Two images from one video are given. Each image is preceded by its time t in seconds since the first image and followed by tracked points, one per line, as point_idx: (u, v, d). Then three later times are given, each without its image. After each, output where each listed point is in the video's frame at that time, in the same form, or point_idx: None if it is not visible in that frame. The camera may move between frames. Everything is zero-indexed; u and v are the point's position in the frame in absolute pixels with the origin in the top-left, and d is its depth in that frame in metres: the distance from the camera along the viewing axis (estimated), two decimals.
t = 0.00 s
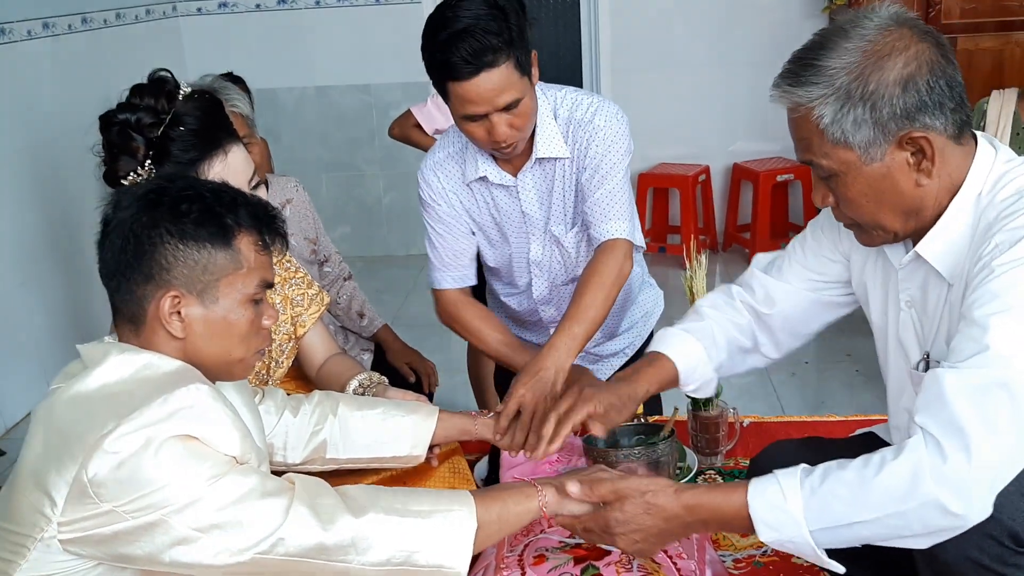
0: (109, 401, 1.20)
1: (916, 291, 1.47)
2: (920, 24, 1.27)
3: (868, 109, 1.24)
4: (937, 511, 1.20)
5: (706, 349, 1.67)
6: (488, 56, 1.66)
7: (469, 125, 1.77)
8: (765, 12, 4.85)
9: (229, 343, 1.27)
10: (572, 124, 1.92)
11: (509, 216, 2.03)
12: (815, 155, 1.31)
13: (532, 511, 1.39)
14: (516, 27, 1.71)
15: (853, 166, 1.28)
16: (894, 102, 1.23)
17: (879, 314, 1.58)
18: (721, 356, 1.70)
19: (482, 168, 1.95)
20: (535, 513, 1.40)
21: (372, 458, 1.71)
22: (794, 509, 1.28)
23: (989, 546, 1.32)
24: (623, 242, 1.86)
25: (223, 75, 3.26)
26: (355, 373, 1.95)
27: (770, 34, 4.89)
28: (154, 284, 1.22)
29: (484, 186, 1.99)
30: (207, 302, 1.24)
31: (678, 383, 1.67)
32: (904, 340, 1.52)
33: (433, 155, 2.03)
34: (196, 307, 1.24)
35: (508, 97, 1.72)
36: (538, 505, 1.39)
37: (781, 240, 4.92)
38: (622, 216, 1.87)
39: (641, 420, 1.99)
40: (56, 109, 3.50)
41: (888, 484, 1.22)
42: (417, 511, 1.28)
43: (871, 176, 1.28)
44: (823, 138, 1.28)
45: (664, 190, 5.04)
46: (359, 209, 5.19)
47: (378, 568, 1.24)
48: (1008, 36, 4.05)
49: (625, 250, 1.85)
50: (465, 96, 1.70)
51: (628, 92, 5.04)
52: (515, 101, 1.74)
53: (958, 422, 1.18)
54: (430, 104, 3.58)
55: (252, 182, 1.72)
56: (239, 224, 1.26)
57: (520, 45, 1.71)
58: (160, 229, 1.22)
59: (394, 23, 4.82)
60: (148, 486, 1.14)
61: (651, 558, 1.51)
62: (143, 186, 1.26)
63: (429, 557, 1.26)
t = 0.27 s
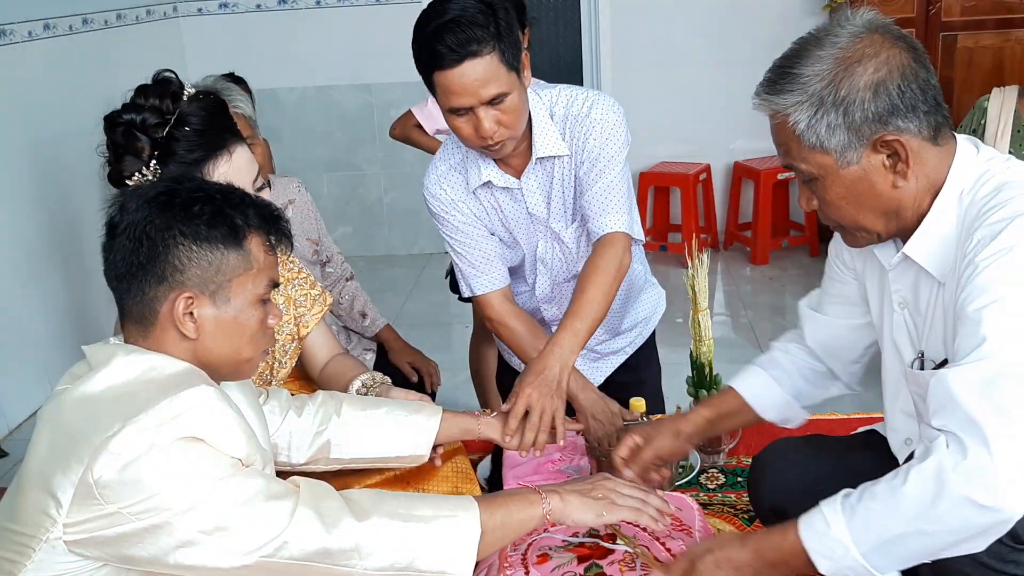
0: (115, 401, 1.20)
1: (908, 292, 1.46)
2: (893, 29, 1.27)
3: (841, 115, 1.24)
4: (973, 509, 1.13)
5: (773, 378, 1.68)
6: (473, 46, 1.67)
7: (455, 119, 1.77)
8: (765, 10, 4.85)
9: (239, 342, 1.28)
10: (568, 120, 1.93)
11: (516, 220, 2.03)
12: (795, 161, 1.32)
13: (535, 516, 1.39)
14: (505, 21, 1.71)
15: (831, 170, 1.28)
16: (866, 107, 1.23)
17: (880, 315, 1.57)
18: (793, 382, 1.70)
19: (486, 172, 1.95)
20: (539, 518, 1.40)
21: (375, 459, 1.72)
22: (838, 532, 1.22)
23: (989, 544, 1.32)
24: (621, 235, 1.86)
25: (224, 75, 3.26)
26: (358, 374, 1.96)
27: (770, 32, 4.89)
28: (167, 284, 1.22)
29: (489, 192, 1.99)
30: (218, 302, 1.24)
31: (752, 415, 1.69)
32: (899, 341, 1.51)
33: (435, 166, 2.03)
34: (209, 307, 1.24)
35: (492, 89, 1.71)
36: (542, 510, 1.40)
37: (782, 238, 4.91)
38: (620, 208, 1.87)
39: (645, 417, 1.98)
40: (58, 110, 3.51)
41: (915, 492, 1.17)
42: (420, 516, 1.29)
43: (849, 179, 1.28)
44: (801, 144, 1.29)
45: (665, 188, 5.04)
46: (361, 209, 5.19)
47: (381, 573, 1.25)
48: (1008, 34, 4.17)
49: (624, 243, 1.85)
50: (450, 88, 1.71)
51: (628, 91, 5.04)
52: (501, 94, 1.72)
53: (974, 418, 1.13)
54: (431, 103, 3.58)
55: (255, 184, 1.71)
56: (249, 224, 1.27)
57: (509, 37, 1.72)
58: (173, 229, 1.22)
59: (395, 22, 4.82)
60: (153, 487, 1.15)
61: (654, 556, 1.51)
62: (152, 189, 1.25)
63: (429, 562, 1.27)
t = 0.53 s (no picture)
0: (118, 402, 1.21)
1: (900, 287, 1.47)
2: (870, 32, 1.30)
3: (820, 114, 1.27)
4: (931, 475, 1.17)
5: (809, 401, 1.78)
6: (470, 35, 1.68)
7: (450, 109, 1.77)
8: (765, 8, 4.86)
9: (243, 342, 1.29)
10: (571, 122, 1.93)
11: (512, 219, 2.04)
12: (779, 162, 1.34)
13: (538, 516, 1.39)
14: (508, 17, 1.73)
15: (815, 169, 1.31)
16: (843, 105, 1.26)
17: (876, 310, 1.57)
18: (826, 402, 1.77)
19: (483, 167, 1.96)
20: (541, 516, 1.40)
21: (378, 458, 1.72)
22: (827, 505, 1.26)
23: (989, 535, 1.32)
24: (623, 240, 1.86)
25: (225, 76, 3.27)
26: (360, 373, 1.96)
27: (770, 31, 4.90)
28: (170, 289, 1.23)
29: (484, 187, 2.00)
30: (223, 303, 1.25)
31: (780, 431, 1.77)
32: (893, 335, 1.51)
33: (433, 157, 2.03)
34: (212, 308, 1.25)
35: (487, 81, 1.71)
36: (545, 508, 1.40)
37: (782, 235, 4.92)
38: (622, 213, 1.88)
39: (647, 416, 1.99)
40: (59, 111, 3.51)
41: (884, 464, 1.22)
42: (422, 515, 1.30)
43: (832, 178, 1.31)
44: (784, 146, 1.31)
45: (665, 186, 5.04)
46: (362, 209, 5.20)
47: (383, 572, 1.26)
48: (1008, 31, 4.16)
49: (625, 247, 1.86)
50: (446, 75, 1.71)
51: (629, 90, 5.04)
52: (495, 87, 1.73)
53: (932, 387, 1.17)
54: (431, 103, 3.59)
55: (257, 184, 1.71)
56: (250, 224, 1.27)
57: (510, 32, 1.73)
58: (175, 233, 1.23)
59: (395, 22, 4.83)
60: (156, 487, 1.16)
61: (655, 553, 1.52)
62: (152, 193, 1.25)
63: (430, 561, 1.27)
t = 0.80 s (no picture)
0: (116, 402, 1.21)
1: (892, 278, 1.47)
2: (860, 28, 1.34)
3: (809, 107, 1.31)
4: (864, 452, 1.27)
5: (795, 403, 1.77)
6: (475, 21, 1.68)
7: (451, 96, 1.77)
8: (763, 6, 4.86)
9: (240, 343, 1.29)
10: (570, 118, 1.94)
11: (505, 211, 2.04)
12: (770, 154, 1.38)
13: (537, 514, 1.39)
14: (513, 9, 1.74)
15: (804, 160, 1.35)
16: (832, 98, 1.30)
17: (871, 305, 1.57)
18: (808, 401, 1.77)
19: (478, 156, 1.97)
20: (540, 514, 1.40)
21: (376, 456, 1.72)
22: (771, 470, 1.36)
23: (985, 528, 1.33)
24: (619, 241, 1.84)
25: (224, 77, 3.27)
26: (359, 372, 1.96)
27: (769, 28, 4.90)
28: (169, 289, 1.23)
29: (478, 176, 2.02)
30: (222, 305, 1.25)
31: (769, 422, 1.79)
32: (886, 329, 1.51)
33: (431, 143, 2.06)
34: (211, 309, 1.25)
35: (490, 68, 1.72)
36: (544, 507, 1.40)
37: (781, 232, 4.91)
38: (620, 211, 1.87)
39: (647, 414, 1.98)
40: (58, 112, 3.51)
41: (823, 436, 1.32)
42: (420, 515, 1.30)
43: (822, 171, 1.34)
44: (775, 138, 1.35)
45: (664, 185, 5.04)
46: (361, 209, 5.19)
47: (382, 571, 1.26)
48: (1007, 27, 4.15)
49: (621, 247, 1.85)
50: (448, 59, 1.71)
51: (628, 88, 5.04)
52: (498, 75, 1.73)
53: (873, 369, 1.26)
54: (430, 102, 3.59)
55: (254, 182, 1.71)
56: (250, 226, 1.27)
57: (513, 22, 1.74)
58: (177, 234, 1.22)
59: (393, 22, 4.83)
60: (155, 488, 1.16)
61: (654, 551, 1.52)
62: (152, 194, 1.25)
63: (430, 561, 1.27)
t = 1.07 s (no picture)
0: (124, 402, 1.22)
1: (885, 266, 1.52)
2: (856, 25, 1.39)
3: (806, 104, 1.37)
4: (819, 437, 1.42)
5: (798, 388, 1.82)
6: (482, 12, 1.69)
7: (457, 87, 1.78)
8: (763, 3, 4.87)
9: (249, 342, 1.30)
10: (574, 112, 1.94)
11: (508, 204, 2.05)
12: (770, 149, 1.44)
13: (540, 510, 1.40)
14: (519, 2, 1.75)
15: (803, 155, 1.40)
16: (828, 96, 1.35)
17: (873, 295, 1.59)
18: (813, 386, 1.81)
19: (483, 149, 1.98)
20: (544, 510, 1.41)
21: (382, 454, 1.73)
22: (737, 450, 1.52)
23: (981, 516, 1.38)
24: (620, 231, 1.88)
25: (225, 76, 3.28)
26: (364, 370, 1.97)
27: (769, 25, 4.90)
28: (176, 289, 1.23)
29: (481, 169, 2.03)
30: (228, 304, 1.26)
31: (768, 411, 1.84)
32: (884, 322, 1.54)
33: (436, 136, 2.07)
34: (217, 309, 1.26)
35: (496, 59, 1.73)
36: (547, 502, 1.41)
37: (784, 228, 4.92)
38: (621, 205, 1.89)
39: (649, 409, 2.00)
40: (61, 115, 3.53)
41: (787, 422, 1.45)
42: (426, 512, 1.31)
43: (820, 165, 1.40)
44: (773, 134, 1.41)
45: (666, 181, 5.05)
46: (364, 208, 5.20)
47: (388, 569, 1.27)
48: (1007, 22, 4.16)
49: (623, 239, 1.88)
50: (454, 50, 1.72)
51: (629, 85, 5.05)
52: (504, 65, 1.74)
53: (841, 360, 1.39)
54: (433, 102, 3.59)
55: (259, 182, 1.72)
56: (254, 225, 1.28)
57: (520, 13, 1.75)
58: (182, 234, 1.24)
59: (395, 22, 4.84)
60: (164, 487, 1.17)
61: (660, 546, 1.52)
62: (159, 195, 1.26)
63: (435, 557, 1.28)
